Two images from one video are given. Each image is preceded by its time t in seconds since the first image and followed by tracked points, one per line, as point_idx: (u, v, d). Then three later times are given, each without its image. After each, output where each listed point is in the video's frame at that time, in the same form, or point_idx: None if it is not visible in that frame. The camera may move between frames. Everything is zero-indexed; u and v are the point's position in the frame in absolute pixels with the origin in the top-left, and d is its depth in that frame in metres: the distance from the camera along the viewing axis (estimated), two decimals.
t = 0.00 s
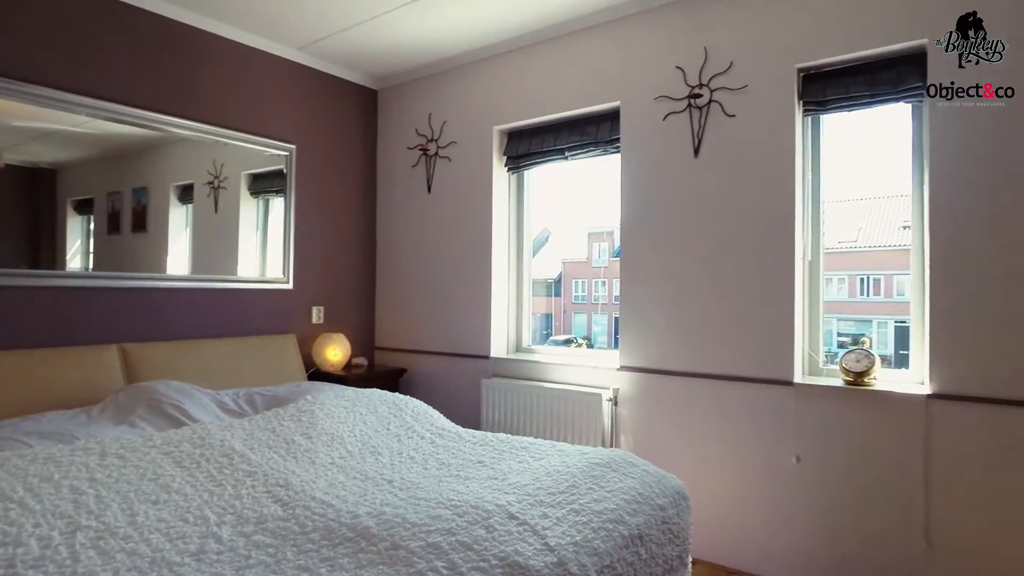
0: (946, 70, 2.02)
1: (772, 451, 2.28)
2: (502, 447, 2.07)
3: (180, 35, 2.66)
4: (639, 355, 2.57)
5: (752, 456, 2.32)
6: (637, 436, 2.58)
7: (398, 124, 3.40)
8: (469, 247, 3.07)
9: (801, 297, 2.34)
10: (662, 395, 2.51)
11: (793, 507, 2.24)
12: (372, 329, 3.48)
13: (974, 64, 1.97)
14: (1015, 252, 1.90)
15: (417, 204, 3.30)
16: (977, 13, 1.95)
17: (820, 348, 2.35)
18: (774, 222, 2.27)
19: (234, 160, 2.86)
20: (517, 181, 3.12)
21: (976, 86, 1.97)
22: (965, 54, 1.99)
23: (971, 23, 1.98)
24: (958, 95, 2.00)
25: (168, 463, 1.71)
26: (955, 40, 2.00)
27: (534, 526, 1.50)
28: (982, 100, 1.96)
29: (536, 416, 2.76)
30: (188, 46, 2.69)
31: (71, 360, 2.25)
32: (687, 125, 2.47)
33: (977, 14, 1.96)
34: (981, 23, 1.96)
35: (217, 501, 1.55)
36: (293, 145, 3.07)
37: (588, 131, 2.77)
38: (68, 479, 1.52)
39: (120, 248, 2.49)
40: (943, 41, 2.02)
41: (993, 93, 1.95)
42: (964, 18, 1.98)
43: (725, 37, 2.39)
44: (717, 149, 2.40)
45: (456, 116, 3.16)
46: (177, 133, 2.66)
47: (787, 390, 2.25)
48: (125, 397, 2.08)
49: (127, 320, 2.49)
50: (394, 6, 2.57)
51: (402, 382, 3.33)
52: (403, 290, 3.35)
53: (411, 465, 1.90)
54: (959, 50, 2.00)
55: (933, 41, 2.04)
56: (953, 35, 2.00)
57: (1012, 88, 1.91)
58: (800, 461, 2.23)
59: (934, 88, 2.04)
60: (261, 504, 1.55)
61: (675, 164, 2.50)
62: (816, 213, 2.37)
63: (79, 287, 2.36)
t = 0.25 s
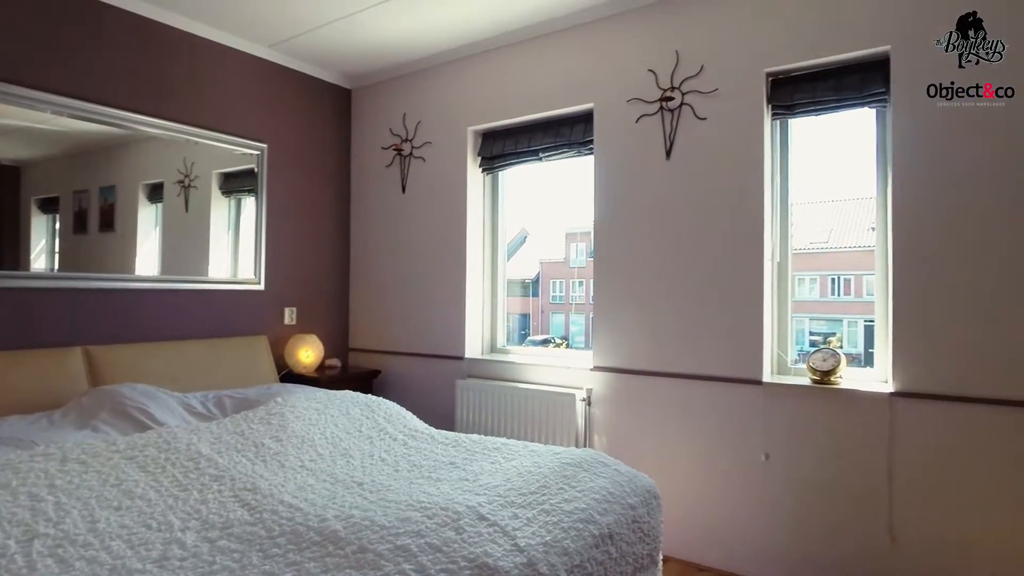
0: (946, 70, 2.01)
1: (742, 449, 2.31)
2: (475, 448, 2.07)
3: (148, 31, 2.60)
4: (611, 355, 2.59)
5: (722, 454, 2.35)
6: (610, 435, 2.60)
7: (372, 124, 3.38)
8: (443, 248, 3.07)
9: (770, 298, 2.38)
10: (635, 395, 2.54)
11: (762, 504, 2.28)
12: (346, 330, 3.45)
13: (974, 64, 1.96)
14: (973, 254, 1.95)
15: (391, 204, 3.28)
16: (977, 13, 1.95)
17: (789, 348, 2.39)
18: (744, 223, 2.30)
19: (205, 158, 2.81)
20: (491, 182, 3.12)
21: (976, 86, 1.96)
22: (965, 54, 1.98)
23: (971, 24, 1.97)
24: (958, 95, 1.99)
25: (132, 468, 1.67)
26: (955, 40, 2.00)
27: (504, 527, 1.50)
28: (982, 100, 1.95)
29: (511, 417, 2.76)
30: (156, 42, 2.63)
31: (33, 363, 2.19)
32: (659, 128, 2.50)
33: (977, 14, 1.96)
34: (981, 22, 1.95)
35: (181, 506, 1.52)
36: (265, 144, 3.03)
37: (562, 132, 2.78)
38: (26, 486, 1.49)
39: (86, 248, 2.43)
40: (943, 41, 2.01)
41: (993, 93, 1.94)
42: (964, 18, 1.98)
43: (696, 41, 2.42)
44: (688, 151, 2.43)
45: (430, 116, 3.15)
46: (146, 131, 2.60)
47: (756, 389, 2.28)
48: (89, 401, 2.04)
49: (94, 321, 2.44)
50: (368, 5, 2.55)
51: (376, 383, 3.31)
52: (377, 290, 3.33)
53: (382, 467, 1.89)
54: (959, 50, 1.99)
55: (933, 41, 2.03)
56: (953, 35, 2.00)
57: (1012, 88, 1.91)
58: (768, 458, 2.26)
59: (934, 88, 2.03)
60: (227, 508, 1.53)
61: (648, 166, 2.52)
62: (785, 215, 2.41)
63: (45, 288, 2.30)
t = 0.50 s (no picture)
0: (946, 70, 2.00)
1: (712, 447, 2.34)
2: (446, 449, 2.07)
3: (113, 26, 2.55)
4: (584, 355, 2.61)
5: (692, 452, 2.38)
6: (582, 435, 2.62)
7: (345, 122, 3.35)
8: (417, 248, 3.06)
9: (739, 298, 2.41)
10: (606, 394, 2.56)
11: (731, 501, 2.31)
12: (318, 331, 3.42)
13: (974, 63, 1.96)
14: (932, 255, 2.01)
15: (364, 204, 3.26)
16: (977, 12, 1.95)
17: (757, 347, 2.44)
18: (713, 225, 2.34)
19: (173, 157, 2.76)
20: (465, 182, 3.12)
21: (976, 86, 1.96)
22: (965, 54, 1.98)
23: (971, 23, 1.97)
24: (958, 95, 1.99)
25: (93, 473, 1.64)
26: (955, 40, 1.99)
27: (472, 528, 1.50)
28: (982, 100, 1.96)
29: (485, 419, 2.76)
30: (122, 38, 2.58)
31: None
32: (630, 129, 2.52)
33: (977, 14, 1.95)
34: (981, 22, 1.95)
35: (144, 511, 1.49)
36: (235, 142, 2.98)
37: (536, 134, 2.79)
38: None
39: (49, 247, 2.37)
40: (943, 40, 2.01)
41: (993, 93, 1.95)
42: (964, 17, 1.97)
43: (667, 45, 2.45)
44: (659, 153, 2.46)
45: (404, 116, 3.13)
46: (111, 129, 2.55)
47: (725, 388, 2.32)
48: (49, 405, 1.99)
49: (58, 322, 2.38)
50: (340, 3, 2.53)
51: (349, 385, 3.29)
52: (350, 291, 3.30)
53: (352, 469, 1.87)
54: (959, 50, 1.99)
55: (933, 41, 2.02)
56: (953, 35, 1.99)
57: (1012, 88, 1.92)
58: (737, 456, 2.30)
59: (934, 88, 2.02)
60: (191, 513, 1.50)
61: (619, 167, 2.54)
62: (754, 216, 2.45)
63: (7, 288, 2.25)
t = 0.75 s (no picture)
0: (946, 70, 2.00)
1: (682, 445, 2.38)
2: (417, 449, 2.07)
3: (77, 20, 2.48)
4: (555, 355, 2.63)
5: (663, 450, 2.41)
6: (554, 434, 2.63)
7: (317, 121, 3.32)
8: (390, 248, 3.04)
9: (708, 298, 2.45)
10: (578, 393, 2.58)
11: (700, 498, 2.35)
12: (290, 331, 3.38)
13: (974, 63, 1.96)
14: (893, 256, 2.07)
15: (336, 204, 3.23)
16: (977, 13, 1.96)
17: (726, 346, 2.47)
18: (683, 226, 2.37)
19: (140, 154, 2.70)
20: (438, 182, 3.11)
21: (976, 86, 1.96)
22: (965, 54, 1.98)
23: (971, 24, 1.97)
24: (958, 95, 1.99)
25: (51, 478, 1.60)
26: (955, 40, 1.99)
27: (441, 528, 1.51)
28: (960, 103, 1.98)
29: (457, 421, 2.75)
30: (87, 32, 2.51)
31: None
32: (602, 131, 2.54)
33: (977, 15, 1.96)
34: (981, 22, 1.95)
35: (104, 516, 1.46)
36: (204, 140, 2.93)
37: (509, 134, 2.80)
38: None
39: (9, 247, 2.30)
40: (943, 41, 2.01)
41: (993, 93, 1.94)
42: (964, 18, 1.98)
43: (639, 47, 2.47)
44: (630, 155, 2.48)
45: (376, 115, 3.11)
46: (75, 125, 2.49)
47: (695, 386, 2.35)
48: (6, 408, 1.93)
49: (18, 323, 2.32)
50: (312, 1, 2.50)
51: (321, 386, 3.26)
52: (322, 291, 3.27)
53: (321, 471, 1.86)
54: (959, 50, 1.99)
55: (934, 41, 2.02)
56: (953, 35, 2.00)
57: (1013, 88, 1.91)
58: (706, 454, 2.33)
59: (934, 88, 2.02)
60: (154, 517, 1.48)
61: (591, 168, 2.56)
62: (722, 217, 2.49)
63: None
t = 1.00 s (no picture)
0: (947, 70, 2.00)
1: (653, 444, 2.40)
2: (389, 450, 2.06)
3: (39, 14, 2.42)
4: (528, 355, 2.64)
5: (635, 449, 2.44)
6: (527, 434, 2.64)
7: (289, 120, 3.29)
8: (363, 248, 3.02)
9: (679, 298, 2.48)
10: (551, 393, 2.59)
11: (671, 496, 2.38)
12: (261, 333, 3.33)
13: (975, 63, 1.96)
14: (855, 257, 2.12)
15: (309, 203, 3.20)
16: (977, 12, 1.96)
17: (696, 346, 2.51)
18: (654, 227, 2.40)
19: (106, 152, 2.65)
20: (412, 182, 3.11)
21: (976, 86, 1.96)
22: (965, 54, 1.98)
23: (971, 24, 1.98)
24: (958, 95, 1.99)
25: (9, 484, 1.56)
26: (955, 40, 2.00)
27: (410, 529, 1.50)
28: (919, 109, 2.03)
29: (433, 423, 2.75)
30: (50, 27, 2.45)
31: None
32: (575, 133, 2.56)
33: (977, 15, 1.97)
34: (981, 22, 1.96)
35: (63, 521, 1.43)
36: (173, 138, 2.88)
37: (483, 135, 2.80)
38: None
39: None
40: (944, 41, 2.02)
41: (993, 93, 1.95)
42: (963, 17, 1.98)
43: (611, 50, 2.50)
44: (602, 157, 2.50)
45: (349, 115, 3.09)
46: (38, 122, 2.43)
47: (666, 386, 2.38)
48: None
49: None
50: None
51: (293, 387, 3.22)
52: (294, 292, 3.24)
53: (290, 473, 1.84)
54: (959, 50, 1.99)
55: (934, 41, 2.03)
56: (953, 35, 2.00)
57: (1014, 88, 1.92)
58: (676, 453, 2.36)
59: (933, 88, 2.02)
60: (115, 522, 1.45)
61: (564, 170, 2.58)
62: (693, 219, 2.52)
63: None
